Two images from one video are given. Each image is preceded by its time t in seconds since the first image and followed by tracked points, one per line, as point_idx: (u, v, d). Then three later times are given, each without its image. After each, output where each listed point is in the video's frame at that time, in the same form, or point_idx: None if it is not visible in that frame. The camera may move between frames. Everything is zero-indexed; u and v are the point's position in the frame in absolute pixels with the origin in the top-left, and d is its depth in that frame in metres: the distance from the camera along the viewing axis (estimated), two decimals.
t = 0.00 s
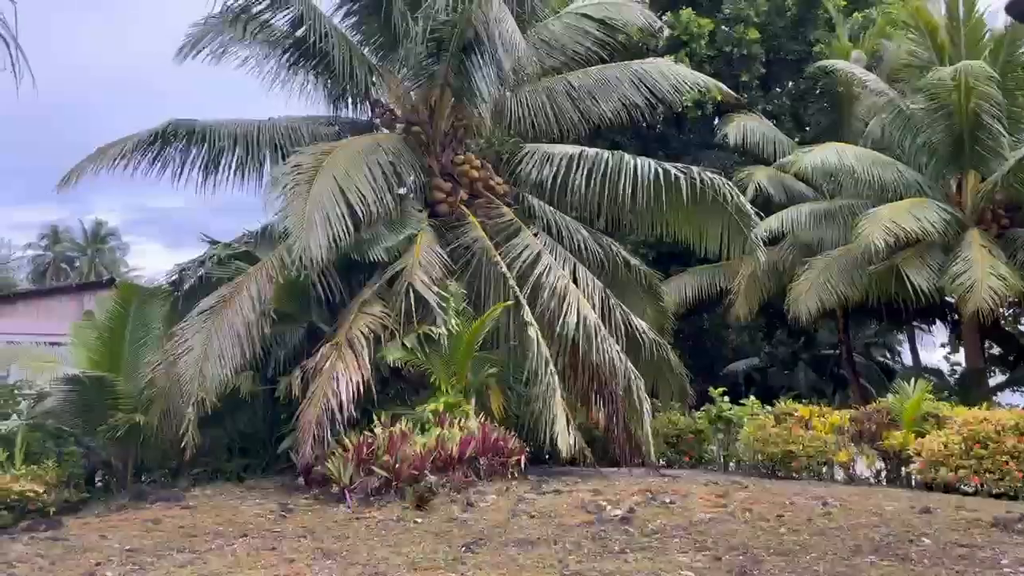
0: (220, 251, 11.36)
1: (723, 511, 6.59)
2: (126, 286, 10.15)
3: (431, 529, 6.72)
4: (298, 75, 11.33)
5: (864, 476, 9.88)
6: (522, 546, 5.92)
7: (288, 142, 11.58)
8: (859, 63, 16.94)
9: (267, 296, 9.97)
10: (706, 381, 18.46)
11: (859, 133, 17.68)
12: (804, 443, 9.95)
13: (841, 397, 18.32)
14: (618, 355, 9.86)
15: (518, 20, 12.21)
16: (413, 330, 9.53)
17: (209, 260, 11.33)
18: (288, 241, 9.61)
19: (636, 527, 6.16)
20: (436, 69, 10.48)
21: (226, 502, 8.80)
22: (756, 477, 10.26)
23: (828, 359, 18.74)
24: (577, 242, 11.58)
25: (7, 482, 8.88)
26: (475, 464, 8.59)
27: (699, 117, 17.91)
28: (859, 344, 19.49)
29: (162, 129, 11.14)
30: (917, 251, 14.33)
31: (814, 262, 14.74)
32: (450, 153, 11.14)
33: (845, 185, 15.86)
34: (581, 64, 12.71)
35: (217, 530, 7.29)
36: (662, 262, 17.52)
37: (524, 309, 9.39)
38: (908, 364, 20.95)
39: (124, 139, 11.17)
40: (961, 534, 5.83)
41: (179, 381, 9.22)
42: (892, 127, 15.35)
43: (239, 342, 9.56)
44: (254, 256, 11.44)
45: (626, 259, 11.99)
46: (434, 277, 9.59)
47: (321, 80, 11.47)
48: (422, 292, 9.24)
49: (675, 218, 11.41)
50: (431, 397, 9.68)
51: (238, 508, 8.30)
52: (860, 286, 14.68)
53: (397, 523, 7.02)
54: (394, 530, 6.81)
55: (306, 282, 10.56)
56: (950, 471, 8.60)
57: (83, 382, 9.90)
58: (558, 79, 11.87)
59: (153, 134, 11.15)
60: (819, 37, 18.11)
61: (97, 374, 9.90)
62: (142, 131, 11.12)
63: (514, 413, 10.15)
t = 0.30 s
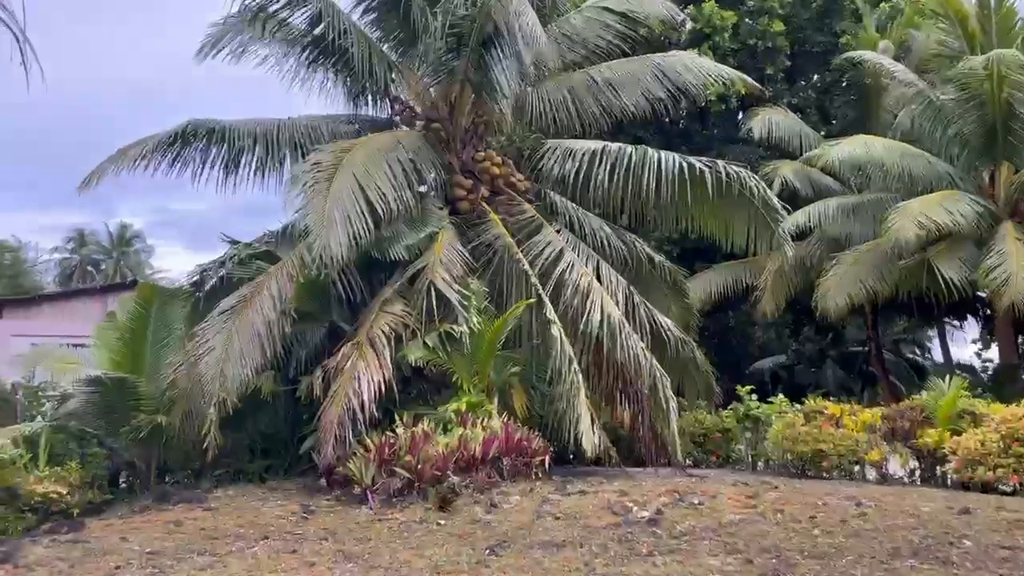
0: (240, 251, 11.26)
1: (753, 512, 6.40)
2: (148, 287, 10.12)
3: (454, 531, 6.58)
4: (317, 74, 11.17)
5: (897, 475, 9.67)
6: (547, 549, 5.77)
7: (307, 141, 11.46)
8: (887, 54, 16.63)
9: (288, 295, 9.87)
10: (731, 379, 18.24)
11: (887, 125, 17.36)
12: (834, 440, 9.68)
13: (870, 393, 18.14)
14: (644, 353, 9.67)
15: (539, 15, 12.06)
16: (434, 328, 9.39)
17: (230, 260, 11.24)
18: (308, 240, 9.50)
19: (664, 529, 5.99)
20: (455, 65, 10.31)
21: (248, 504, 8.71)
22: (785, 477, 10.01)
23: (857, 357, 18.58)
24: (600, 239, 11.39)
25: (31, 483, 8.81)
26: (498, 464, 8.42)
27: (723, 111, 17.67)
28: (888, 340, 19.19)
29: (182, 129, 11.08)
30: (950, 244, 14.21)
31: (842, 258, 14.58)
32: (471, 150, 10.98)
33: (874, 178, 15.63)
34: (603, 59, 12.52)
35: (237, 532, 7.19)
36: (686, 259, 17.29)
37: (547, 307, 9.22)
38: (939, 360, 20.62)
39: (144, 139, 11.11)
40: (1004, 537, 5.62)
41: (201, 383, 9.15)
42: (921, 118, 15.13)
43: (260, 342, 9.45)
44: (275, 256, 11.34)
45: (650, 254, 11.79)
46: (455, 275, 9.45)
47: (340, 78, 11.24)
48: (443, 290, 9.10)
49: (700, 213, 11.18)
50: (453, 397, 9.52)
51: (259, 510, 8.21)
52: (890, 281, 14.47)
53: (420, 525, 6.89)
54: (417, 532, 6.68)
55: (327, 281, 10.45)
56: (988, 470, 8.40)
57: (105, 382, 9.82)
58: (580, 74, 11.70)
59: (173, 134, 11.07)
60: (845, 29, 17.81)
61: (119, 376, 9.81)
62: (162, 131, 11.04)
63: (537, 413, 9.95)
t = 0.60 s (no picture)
0: (251, 250, 11.16)
1: (773, 514, 6.23)
2: (158, 287, 9.96)
3: (467, 533, 6.43)
4: (327, 72, 11.03)
5: (919, 476, 9.44)
6: (561, 553, 5.61)
7: (318, 138, 11.32)
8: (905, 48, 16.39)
9: (298, 294, 9.74)
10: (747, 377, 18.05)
11: (905, 121, 17.10)
12: (855, 440, 9.49)
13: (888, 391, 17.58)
14: (659, 351, 9.51)
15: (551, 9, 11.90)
16: (446, 327, 9.25)
17: (240, 258, 11.14)
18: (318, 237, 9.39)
19: (681, 531, 5.82)
20: (467, 61, 10.15)
21: (258, 505, 8.61)
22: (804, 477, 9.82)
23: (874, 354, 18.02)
24: (614, 236, 11.22)
25: (41, 483, 8.83)
26: (512, 464, 8.25)
27: (738, 108, 17.46)
28: (905, 339, 18.91)
29: (192, 127, 10.98)
30: (970, 241, 13.98)
31: (860, 255, 14.31)
32: (483, 147, 10.83)
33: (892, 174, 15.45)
34: (617, 54, 12.33)
35: (246, 533, 7.07)
36: (701, 257, 17.09)
37: (560, 304, 9.05)
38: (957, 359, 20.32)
39: (154, 138, 11.02)
40: None
41: (211, 383, 9.05)
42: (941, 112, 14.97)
43: (270, 341, 9.33)
44: (286, 254, 11.22)
45: (665, 252, 11.61)
46: (467, 272, 9.32)
47: (352, 75, 11.12)
48: (455, 288, 8.97)
49: (716, 209, 10.99)
50: (466, 397, 9.37)
51: (269, 511, 8.09)
52: (909, 278, 14.26)
53: (431, 527, 6.74)
54: (428, 534, 6.54)
55: (338, 279, 10.32)
56: (1013, 471, 8.48)
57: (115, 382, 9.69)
58: (593, 69, 11.53)
59: (183, 133, 10.98)
60: (861, 23, 17.55)
61: (129, 375, 9.74)
62: (172, 130, 10.95)
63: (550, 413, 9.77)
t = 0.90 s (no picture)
0: (251, 250, 11.05)
1: (783, 515, 6.12)
2: (160, 285, 9.71)
3: (470, 536, 6.32)
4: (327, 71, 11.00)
5: (928, 476, 9.46)
6: (566, 555, 5.50)
7: (318, 136, 11.21)
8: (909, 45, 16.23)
9: (299, 293, 9.65)
10: (750, 377, 17.96)
11: (909, 118, 16.96)
12: (862, 440, 9.42)
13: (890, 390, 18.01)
14: (665, 350, 9.38)
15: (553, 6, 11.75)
16: (449, 326, 9.14)
17: (241, 258, 11.05)
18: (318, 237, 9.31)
19: (689, 532, 5.71)
20: (468, 57, 9.97)
21: (259, 506, 8.51)
22: (812, 477, 9.86)
23: (875, 353, 18.43)
24: (618, 236, 11.07)
25: (40, 485, 8.76)
26: (515, 465, 8.14)
27: (741, 106, 17.33)
28: (910, 338, 18.92)
29: (191, 125, 10.87)
30: (976, 237, 13.87)
31: (864, 254, 14.21)
32: (484, 145, 10.69)
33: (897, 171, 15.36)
34: (619, 51, 12.18)
35: (246, 536, 6.96)
36: (704, 255, 16.97)
37: (564, 303, 8.90)
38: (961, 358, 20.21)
39: (153, 136, 10.92)
40: None
41: (210, 384, 8.95)
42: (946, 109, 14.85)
43: (271, 340, 9.24)
44: (286, 254, 11.04)
45: (668, 251, 11.49)
46: (470, 270, 9.25)
47: (352, 71, 11.06)
48: (458, 287, 8.88)
49: (721, 208, 10.81)
50: (468, 397, 9.27)
51: (270, 513, 8.00)
52: (914, 276, 14.19)
53: (433, 529, 6.64)
54: (430, 536, 6.43)
55: (339, 279, 10.15)
56: None
57: (116, 384, 9.62)
58: (595, 66, 11.41)
59: (182, 132, 10.86)
60: (865, 20, 17.36)
61: (129, 376, 9.61)
62: (171, 128, 10.83)
63: (553, 413, 9.68)
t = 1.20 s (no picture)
0: (237, 251, 10.89)
1: (784, 514, 6.04)
2: (142, 287, 9.65)
3: (466, 539, 6.21)
4: (314, 69, 10.90)
5: (925, 473, 9.33)
6: (565, 557, 5.40)
7: (305, 135, 11.07)
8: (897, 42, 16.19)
9: (288, 294, 9.53)
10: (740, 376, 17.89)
11: (897, 115, 16.93)
12: (859, 438, 9.37)
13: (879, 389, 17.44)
14: (658, 349, 9.28)
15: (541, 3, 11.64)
16: (440, 326, 9.01)
17: (228, 259, 10.90)
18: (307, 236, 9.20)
19: (689, 533, 5.63)
20: (458, 54, 9.86)
21: (249, 511, 8.38)
22: (807, 476, 9.73)
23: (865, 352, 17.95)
24: (609, 233, 10.99)
25: (24, 491, 8.60)
26: (510, 466, 8.02)
27: (729, 104, 17.27)
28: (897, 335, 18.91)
29: (177, 124, 10.73)
30: (966, 233, 13.87)
31: (854, 251, 14.17)
32: (473, 143, 10.53)
33: (886, 168, 15.33)
34: (609, 49, 12.08)
35: (237, 542, 6.83)
36: (693, 254, 16.90)
37: (557, 302, 8.80)
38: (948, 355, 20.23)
39: (137, 135, 10.77)
40: None
41: (198, 387, 8.80)
42: (935, 105, 14.82)
43: (259, 342, 9.11)
44: (274, 254, 10.91)
45: (660, 250, 11.36)
46: (461, 269, 9.14)
47: (340, 71, 10.97)
48: (449, 286, 8.77)
49: (713, 206, 10.70)
50: (460, 398, 9.14)
51: (260, 518, 7.86)
52: (905, 272, 14.16)
53: (428, 533, 6.53)
54: (425, 540, 6.32)
55: (329, 279, 10.04)
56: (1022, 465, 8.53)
57: (101, 388, 9.52)
58: (585, 63, 11.32)
59: (168, 131, 10.72)
60: (852, 18, 17.30)
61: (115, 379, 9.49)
62: (156, 128, 10.69)
63: (546, 414, 9.57)
